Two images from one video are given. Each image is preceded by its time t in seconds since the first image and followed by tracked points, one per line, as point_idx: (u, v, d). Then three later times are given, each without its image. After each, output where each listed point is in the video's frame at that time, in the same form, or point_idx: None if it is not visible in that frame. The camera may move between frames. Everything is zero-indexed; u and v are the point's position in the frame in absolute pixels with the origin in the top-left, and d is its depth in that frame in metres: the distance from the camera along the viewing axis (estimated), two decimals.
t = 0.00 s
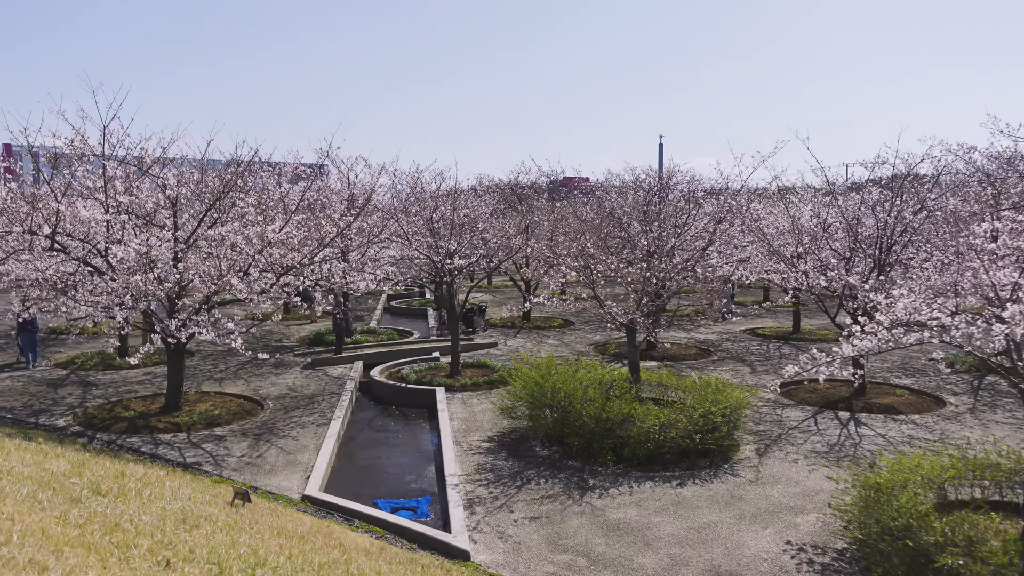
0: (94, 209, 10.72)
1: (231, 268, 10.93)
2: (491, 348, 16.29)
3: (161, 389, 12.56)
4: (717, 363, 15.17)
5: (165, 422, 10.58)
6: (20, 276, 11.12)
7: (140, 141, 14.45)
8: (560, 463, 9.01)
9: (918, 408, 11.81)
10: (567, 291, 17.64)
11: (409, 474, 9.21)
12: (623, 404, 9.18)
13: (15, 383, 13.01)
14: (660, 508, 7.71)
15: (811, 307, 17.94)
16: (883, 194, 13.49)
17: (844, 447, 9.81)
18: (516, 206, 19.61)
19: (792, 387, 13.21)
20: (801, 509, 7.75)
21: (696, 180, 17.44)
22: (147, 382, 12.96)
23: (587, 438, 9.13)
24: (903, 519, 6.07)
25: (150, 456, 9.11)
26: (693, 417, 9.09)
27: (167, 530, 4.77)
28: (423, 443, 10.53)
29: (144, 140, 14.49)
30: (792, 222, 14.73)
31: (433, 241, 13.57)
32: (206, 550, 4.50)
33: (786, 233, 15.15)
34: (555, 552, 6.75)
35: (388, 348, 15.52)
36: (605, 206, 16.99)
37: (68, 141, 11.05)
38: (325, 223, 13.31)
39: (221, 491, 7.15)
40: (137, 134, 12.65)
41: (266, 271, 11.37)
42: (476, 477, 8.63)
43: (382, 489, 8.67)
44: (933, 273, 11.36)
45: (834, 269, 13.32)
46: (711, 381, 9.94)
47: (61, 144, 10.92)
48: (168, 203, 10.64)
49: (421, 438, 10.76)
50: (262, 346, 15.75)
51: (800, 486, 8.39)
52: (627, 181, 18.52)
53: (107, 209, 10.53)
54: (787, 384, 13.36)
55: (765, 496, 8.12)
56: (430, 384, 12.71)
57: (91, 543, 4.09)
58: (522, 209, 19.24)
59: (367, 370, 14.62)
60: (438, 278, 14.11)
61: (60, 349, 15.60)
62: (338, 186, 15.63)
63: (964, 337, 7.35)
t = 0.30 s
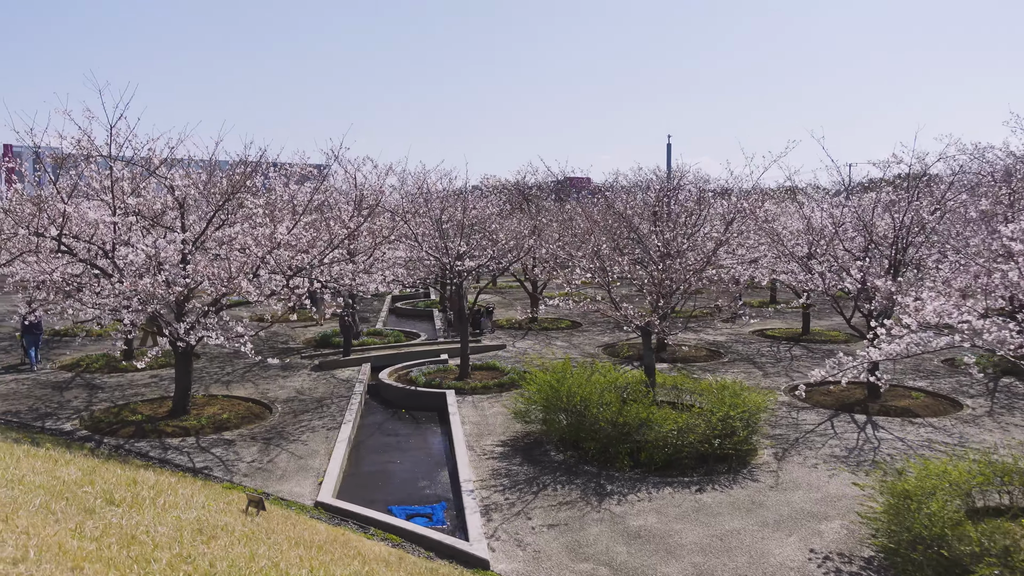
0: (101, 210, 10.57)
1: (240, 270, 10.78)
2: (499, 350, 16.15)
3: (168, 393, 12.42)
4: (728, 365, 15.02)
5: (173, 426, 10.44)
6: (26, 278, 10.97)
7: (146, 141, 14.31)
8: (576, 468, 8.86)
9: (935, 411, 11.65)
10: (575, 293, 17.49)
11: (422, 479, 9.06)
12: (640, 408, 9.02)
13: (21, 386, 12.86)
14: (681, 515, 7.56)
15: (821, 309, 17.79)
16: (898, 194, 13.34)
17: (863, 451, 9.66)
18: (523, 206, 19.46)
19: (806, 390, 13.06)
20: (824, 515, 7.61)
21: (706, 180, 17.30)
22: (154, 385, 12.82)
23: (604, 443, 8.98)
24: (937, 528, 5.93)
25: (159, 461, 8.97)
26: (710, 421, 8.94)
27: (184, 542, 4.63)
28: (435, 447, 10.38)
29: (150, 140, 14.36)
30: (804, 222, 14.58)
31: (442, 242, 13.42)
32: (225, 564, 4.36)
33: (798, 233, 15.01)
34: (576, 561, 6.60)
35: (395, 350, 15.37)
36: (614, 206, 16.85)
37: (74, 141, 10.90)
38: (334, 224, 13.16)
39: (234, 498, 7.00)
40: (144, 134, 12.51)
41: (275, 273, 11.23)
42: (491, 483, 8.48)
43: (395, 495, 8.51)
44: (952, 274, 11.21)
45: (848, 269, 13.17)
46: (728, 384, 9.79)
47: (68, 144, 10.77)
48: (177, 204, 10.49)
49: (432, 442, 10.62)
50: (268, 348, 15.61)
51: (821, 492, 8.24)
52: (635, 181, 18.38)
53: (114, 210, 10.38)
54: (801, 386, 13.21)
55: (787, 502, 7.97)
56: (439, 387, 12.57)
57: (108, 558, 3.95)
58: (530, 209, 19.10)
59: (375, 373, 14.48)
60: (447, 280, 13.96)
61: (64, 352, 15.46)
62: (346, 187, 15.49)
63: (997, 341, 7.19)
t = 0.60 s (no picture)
0: (110, 210, 10.44)
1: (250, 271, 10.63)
2: (509, 351, 15.99)
3: (176, 395, 12.28)
4: (741, 366, 14.85)
5: (183, 429, 10.30)
6: (34, 280, 10.85)
7: (154, 141, 14.17)
8: (594, 472, 8.70)
9: (955, 413, 11.47)
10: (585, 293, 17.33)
11: (437, 483, 8.90)
12: (659, 411, 8.85)
13: (28, 388, 12.75)
14: (704, 521, 7.40)
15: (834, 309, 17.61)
16: (915, 193, 13.16)
17: (885, 455, 9.49)
18: (532, 206, 19.31)
19: (821, 391, 12.89)
20: (851, 521, 7.44)
21: (718, 179, 17.11)
22: (162, 388, 12.67)
23: (622, 446, 8.82)
24: (975, 535, 5.77)
25: (169, 465, 8.83)
26: (731, 423, 8.78)
27: (204, 553, 4.48)
28: (448, 450, 10.22)
29: (158, 140, 14.22)
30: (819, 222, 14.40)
31: (454, 242, 13.27)
32: None
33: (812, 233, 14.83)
34: (600, 569, 6.44)
35: (405, 351, 15.22)
36: (625, 206, 16.69)
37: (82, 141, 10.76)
38: (344, 224, 13.01)
39: (249, 504, 6.84)
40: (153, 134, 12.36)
41: (286, 273, 11.08)
42: (509, 487, 8.32)
43: (411, 500, 8.36)
44: (974, 274, 11.02)
45: (865, 269, 12.99)
46: (747, 387, 9.62)
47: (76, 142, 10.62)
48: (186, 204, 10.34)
49: (446, 444, 10.46)
50: (277, 350, 15.47)
51: (846, 497, 8.07)
52: (645, 180, 18.21)
53: (123, 211, 10.24)
54: (817, 388, 13.03)
55: (811, 507, 7.80)
56: (451, 389, 12.41)
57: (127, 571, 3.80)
58: (539, 209, 18.95)
59: (384, 374, 14.33)
60: (458, 280, 13.79)
61: (71, 354, 15.35)
62: (355, 187, 15.34)
63: None
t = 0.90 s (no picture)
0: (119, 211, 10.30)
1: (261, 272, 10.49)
2: (519, 353, 15.84)
3: (185, 397, 12.15)
4: (754, 368, 14.69)
5: (193, 433, 10.17)
6: (43, 281, 10.72)
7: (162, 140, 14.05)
8: (612, 478, 8.55)
9: (974, 417, 11.29)
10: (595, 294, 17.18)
11: (452, 488, 8.76)
12: (678, 416, 8.69)
13: (35, 390, 12.63)
14: (727, 529, 7.24)
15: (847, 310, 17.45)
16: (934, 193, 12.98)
17: (907, 460, 9.32)
18: (541, 206, 19.15)
19: (837, 394, 12.72)
20: (877, 529, 7.29)
21: (730, 179, 16.94)
22: (171, 390, 12.55)
23: (640, 451, 8.66)
24: (1013, 545, 5.61)
25: (180, 469, 8.69)
26: (751, 428, 8.61)
27: (224, 568, 4.34)
28: (462, 455, 10.07)
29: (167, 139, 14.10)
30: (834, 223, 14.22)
31: (465, 243, 13.11)
32: None
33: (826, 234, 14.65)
34: None
35: (414, 353, 15.07)
36: (636, 206, 16.53)
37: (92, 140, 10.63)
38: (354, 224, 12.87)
39: (264, 511, 6.70)
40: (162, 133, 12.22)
41: (296, 275, 10.93)
42: (526, 493, 8.17)
43: (426, 505, 8.21)
44: (995, 276, 10.85)
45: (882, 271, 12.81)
46: (767, 390, 9.45)
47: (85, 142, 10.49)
48: (196, 204, 10.20)
49: (459, 448, 10.32)
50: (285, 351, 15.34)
51: (871, 504, 7.91)
52: (655, 180, 18.05)
53: (133, 211, 10.10)
54: (832, 391, 12.87)
55: (836, 515, 7.65)
56: (462, 392, 12.25)
57: None
58: (548, 209, 18.79)
59: (394, 376, 14.19)
60: (469, 281, 13.63)
61: (78, 355, 15.22)
62: (364, 187, 15.20)
63: None
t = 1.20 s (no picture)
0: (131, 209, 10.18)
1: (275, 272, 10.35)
2: (530, 354, 15.69)
3: (195, 397, 12.02)
4: (768, 370, 14.53)
5: (204, 434, 10.04)
6: (52, 280, 10.60)
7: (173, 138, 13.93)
8: (632, 481, 8.40)
9: (996, 420, 11.12)
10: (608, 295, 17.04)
11: (469, 491, 8.61)
12: (699, 419, 8.54)
13: (44, 390, 12.52)
14: (752, 535, 7.09)
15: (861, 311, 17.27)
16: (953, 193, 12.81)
17: (931, 464, 9.15)
18: (551, 206, 19.01)
19: (854, 396, 12.55)
20: (905, 535, 7.13)
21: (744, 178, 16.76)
22: (181, 390, 12.42)
23: (660, 455, 8.51)
24: None
25: (193, 472, 8.56)
26: (774, 431, 8.45)
27: None
28: (477, 457, 9.92)
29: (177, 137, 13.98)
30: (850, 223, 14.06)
31: (478, 243, 12.97)
32: None
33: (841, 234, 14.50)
34: None
35: (425, 353, 14.93)
36: (647, 205, 16.37)
37: (104, 138, 10.51)
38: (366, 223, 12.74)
39: (282, 516, 6.56)
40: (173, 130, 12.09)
41: (309, 275, 10.80)
42: (545, 497, 8.02)
43: (443, 509, 8.06)
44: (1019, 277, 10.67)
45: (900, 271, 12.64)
46: (788, 393, 9.31)
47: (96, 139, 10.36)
48: (209, 203, 10.06)
49: (474, 450, 10.17)
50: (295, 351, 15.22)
51: (897, 510, 7.75)
52: (667, 179, 17.89)
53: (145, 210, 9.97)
54: (849, 393, 12.69)
55: (862, 520, 7.48)
56: (475, 393, 12.11)
57: None
58: (558, 209, 18.64)
59: (405, 377, 14.05)
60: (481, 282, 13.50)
61: (86, 354, 15.11)
62: (375, 186, 15.07)
63: None
